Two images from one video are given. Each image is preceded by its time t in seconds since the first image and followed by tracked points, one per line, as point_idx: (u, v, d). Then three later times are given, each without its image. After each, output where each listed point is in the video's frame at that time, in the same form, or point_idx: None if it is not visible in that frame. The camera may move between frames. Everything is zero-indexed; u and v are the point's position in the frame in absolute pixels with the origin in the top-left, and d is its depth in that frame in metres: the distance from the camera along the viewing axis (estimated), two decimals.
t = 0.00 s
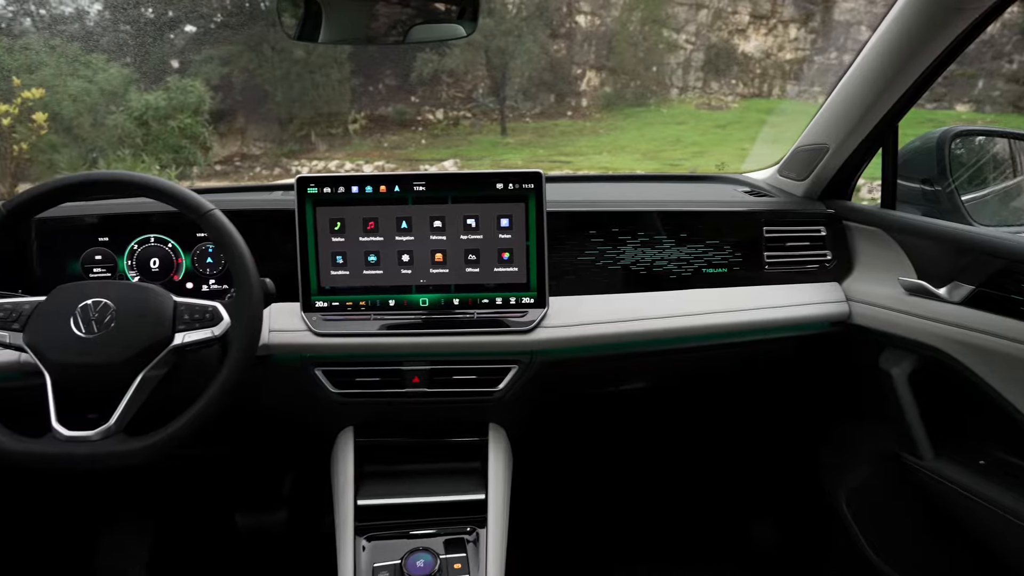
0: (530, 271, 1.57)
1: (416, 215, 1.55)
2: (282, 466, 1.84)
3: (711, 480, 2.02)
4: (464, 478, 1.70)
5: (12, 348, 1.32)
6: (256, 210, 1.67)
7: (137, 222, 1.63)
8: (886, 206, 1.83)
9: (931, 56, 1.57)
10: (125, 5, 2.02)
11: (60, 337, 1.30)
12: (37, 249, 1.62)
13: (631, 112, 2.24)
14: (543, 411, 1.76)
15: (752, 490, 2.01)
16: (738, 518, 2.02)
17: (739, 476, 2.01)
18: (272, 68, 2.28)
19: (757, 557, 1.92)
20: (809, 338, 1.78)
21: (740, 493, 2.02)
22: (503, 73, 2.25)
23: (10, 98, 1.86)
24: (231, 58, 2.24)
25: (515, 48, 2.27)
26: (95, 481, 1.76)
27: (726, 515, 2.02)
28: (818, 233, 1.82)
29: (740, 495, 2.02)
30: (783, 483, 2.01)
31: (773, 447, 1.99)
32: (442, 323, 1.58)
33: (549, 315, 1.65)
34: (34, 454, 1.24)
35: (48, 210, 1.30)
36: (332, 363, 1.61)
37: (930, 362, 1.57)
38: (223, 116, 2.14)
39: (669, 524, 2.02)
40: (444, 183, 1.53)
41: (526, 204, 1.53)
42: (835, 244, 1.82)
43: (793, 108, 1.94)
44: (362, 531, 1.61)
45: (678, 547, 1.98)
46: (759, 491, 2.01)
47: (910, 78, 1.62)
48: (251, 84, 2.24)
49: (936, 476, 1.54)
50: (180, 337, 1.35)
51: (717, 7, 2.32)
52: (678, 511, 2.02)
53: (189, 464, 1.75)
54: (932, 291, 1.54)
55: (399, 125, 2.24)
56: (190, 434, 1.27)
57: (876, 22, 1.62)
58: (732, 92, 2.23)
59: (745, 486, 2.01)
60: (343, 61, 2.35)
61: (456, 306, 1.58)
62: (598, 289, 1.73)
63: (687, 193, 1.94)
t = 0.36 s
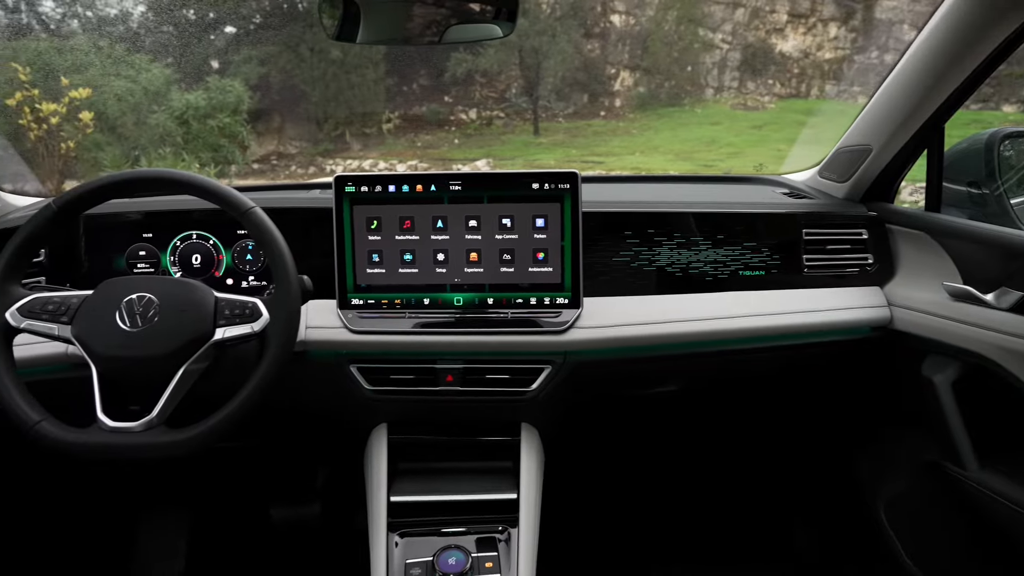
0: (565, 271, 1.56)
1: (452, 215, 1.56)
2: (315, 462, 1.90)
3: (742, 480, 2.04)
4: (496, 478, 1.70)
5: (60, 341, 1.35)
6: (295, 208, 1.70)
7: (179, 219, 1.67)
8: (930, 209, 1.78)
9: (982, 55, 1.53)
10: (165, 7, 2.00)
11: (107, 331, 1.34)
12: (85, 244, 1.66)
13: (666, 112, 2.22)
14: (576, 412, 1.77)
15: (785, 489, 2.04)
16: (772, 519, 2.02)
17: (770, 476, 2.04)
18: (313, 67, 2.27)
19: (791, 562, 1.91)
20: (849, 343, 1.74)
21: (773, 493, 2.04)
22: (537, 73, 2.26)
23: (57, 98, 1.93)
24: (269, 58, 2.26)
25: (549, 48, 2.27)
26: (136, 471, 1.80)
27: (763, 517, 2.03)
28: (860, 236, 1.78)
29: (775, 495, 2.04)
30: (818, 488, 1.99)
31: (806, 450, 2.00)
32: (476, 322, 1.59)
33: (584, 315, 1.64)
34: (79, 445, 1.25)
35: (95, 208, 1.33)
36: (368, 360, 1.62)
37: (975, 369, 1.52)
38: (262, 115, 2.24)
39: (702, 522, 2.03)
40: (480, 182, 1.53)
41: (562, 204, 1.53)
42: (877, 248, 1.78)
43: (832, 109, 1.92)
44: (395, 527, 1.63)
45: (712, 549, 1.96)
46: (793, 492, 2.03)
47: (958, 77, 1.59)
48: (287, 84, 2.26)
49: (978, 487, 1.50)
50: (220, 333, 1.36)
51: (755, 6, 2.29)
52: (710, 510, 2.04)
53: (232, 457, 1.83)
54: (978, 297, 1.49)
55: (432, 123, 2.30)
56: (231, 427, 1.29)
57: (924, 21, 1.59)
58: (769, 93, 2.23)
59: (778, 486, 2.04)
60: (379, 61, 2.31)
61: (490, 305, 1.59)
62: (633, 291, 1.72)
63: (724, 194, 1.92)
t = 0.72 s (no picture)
0: (597, 272, 1.56)
1: (485, 214, 1.56)
2: (346, 457, 1.95)
3: (772, 487, 2.03)
4: (526, 478, 1.70)
5: (103, 334, 1.38)
6: (330, 207, 1.72)
7: (217, 216, 1.70)
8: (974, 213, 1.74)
9: None
10: (203, 10, 2.06)
11: (149, 325, 1.36)
12: (126, 239, 1.70)
13: (698, 112, 2.19)
14: (607, 413, 1.77)
15: (819, 498, 2.00)
16: (805, 528, 1.99)
17: (801, 484, 2.02)
18: (345, 67, 2.21)
19: (825, 573, 1.86)
20: (887, 348, 1.71)
21: (807, 502, 2.01)
22: (569, 73, 2.22)
23: (100, 97, 2.01)
24: (304, 59, 2.23)
25: (581, 48, 2.21)
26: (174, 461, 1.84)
27: (793, 525, 2.00)
28: (899, 239, 1.75)
29: (807, 502, 2.01)
30: (852, 497, 1.96)
31: (841, 459, 1.97)
32: (507, 322, 1.59)
33: (616, 316, 1.63)
34: (119, 435, 1.27)
35: (137, 205, 1.36)
36: (400, 357, 1.63)
37: (1020, 378, 1.48)
38: (297, 115, 2.24)
39: (733, 530, 2.00)
40: (514, 182, 1.53)
41: (595, 204, 1.53)
42: (918, 251, 1.74)
43: (875, 110, 1.89)
44: (425, 524, 1.63)
45: (745, 562, 1.92)
46: (828, 501, 1.99)
47: (1005, 78, 1.55)
48: (320, 82, 2.23)
49: None
50: (257, 328, 1.37)
51: (791, 5, 2.18)
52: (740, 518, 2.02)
53: (267, 451, 1.87)
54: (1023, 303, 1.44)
55: (465, 124, 2.29)
56: (267, 421, 1.31)
57: (970, 20, 1.57)
58: (804, 92, 2.20)
59: (811, 496, 2.01)
60: (412, 61, 2.24)
61: (522, 305, 1.59)
62: (666, 292, 1.71)
63: (760, 196, 1.89)
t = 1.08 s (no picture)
0: (628, 273, 1.55)
1: (516, 214, 1.56)
2: (374, 454, 1.96)
3: (802, 493, 2.00)
4: (554, 478, 1.70)
5: (142, 328, 1.41)
6: (363, 205, 1.74)
7: (252, 214, 1.72)
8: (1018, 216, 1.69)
9: None
10: (239, 11, 2.05)
11: (185, 320, 1.39)
12: (164, 237, 1.75)
13: (727, 113, 2.14)
14: (635, 412, 1.76)
15: (854, 506, 1.96)
16: (833, 536, 1.97)
17: (832, 491, 1.99)
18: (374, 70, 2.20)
19: None
20: (925, 353, 1.67)
21: (839, 509, 1.98)
22: (598, 73, 2.17)
23: (139, 96, 2.05)
24: (335, 60, 2.21)
25: (610, 47, 2.15)
26: (207, 456, 1.88)
27: (831, 538, 1.97)
28: (939, 243, 1.71)
29: (843, 510, 1.97)
30: (885, 505, 1.92)
31: (872, 466, 1.95)
32: (537, 322, 1.58)
33: (646, 318, 1.62)
34: (155, 428, 1.30)
35: (175, 202, 1.39)
36: (430, 356, 1.64)
37: None
38: (327, 114, 2.22)
39: (760, 533, 2.00)
40: (545, 182, 1.53)
41: (627, 205, 1.52)
42: (958, 255, 1.70)
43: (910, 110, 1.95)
44: (453, 522, 1.64)
45: (771, 566, 1.93)
46: (862, 509, 1.95)
47: None
48: (348, 80, 2.22)
49: None
50: (290, 325, 1.39)
51: (827, 3, 2.10)
52: (768, 521, 2.01)
53: (302, 445, 1.90)
54: None
55: (494, 125, 2.26)
56: (300, 417, 1.33)
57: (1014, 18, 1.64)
58: (839, 92, 2.09)
59: (844, 503, 1.97)
60: (442, 60, 2.23)
61: (552, 305, 1.58)
62: (698, 294, 1.69)
63: (795, 197, 1.87)
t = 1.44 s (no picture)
0: (658, 274, 1.54)
1: (545, 214, 1.56)
2: (401, 453, 1.98)
3: (827, 499, 1.99)
4: (581, 479, 1.70)
5: (176, 324, 1.43)
6: (394, 204, 1.76)
7: (283, 212, 1.74)
8: None
9: None
10: (270, 12, 2.05)
11: (218, 316, 1.41)
12: (198, 236, 1.78)
13: (758, 113, 2.11)
14: (662, 413, 1.75)
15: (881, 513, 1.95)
16: (864, 543, 1.93)
17: (857, 497, 1.98)
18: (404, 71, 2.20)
19: None
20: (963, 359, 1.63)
21: (867, 515, 1.96)
22: (627, 73, 2.16)
23: (173, 96, 2.09)
24: (365, 60, 2.22)
25: (639, 47, 2.13)
26: (239, 450, 1.92)
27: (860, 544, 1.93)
28: (978, 246, 1.67)
29: (871, 517, 1.96)
30: (916, 513, 1.90)
31: (894, 471, 1.96)
32: (565, 322, 1.58)
33: (676, 319, 1.61)
34: (190, 422, 1.32)
35: (210, 200, 1.41)
36: (458, 355, 1.64)
37: None
38: (356, 114, 2.25)
39: (787, 539, 1.98)
40: (575, 182, 1.53)
41: (658, 206, 1.51)
42: (998, 259, 1.66)
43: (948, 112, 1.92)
44: (480, 521, 1.65)
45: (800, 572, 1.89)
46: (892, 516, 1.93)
47: None
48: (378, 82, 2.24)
49: None
50: (321, 322, 1.40)
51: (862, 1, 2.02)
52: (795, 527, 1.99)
53: (332, 442, 1.93)
54: None
55: (520, 124, 2.28)
56: (331, 413, 1.34)
57: None
58: (872, 92, 2.07)
59: (871, 510, 1.96)
60: (470, 61, 2.23)
61: (580, 306, 1.58)
62: (728, 297, 1.67)
63: (828, 199, 1.84)
